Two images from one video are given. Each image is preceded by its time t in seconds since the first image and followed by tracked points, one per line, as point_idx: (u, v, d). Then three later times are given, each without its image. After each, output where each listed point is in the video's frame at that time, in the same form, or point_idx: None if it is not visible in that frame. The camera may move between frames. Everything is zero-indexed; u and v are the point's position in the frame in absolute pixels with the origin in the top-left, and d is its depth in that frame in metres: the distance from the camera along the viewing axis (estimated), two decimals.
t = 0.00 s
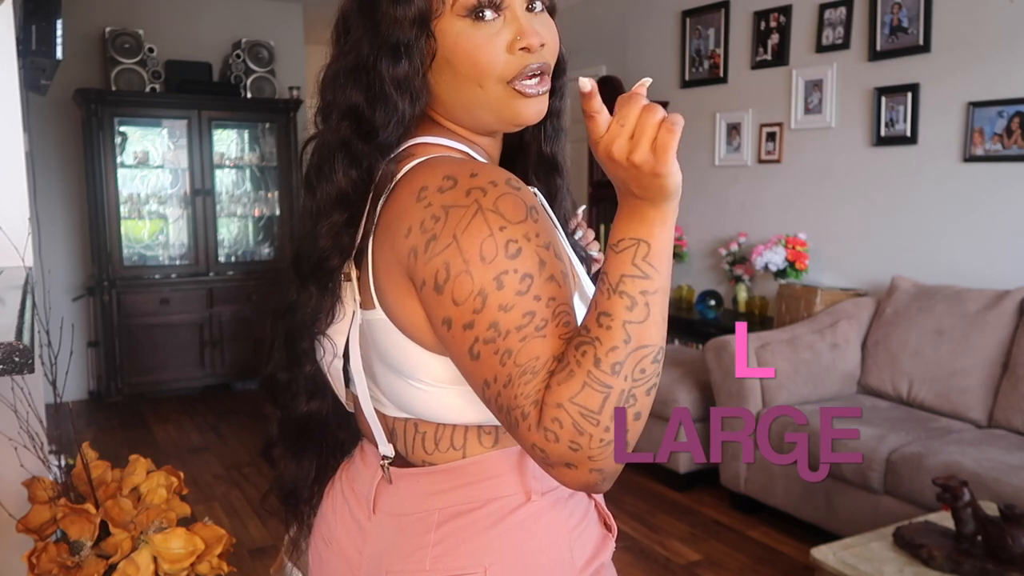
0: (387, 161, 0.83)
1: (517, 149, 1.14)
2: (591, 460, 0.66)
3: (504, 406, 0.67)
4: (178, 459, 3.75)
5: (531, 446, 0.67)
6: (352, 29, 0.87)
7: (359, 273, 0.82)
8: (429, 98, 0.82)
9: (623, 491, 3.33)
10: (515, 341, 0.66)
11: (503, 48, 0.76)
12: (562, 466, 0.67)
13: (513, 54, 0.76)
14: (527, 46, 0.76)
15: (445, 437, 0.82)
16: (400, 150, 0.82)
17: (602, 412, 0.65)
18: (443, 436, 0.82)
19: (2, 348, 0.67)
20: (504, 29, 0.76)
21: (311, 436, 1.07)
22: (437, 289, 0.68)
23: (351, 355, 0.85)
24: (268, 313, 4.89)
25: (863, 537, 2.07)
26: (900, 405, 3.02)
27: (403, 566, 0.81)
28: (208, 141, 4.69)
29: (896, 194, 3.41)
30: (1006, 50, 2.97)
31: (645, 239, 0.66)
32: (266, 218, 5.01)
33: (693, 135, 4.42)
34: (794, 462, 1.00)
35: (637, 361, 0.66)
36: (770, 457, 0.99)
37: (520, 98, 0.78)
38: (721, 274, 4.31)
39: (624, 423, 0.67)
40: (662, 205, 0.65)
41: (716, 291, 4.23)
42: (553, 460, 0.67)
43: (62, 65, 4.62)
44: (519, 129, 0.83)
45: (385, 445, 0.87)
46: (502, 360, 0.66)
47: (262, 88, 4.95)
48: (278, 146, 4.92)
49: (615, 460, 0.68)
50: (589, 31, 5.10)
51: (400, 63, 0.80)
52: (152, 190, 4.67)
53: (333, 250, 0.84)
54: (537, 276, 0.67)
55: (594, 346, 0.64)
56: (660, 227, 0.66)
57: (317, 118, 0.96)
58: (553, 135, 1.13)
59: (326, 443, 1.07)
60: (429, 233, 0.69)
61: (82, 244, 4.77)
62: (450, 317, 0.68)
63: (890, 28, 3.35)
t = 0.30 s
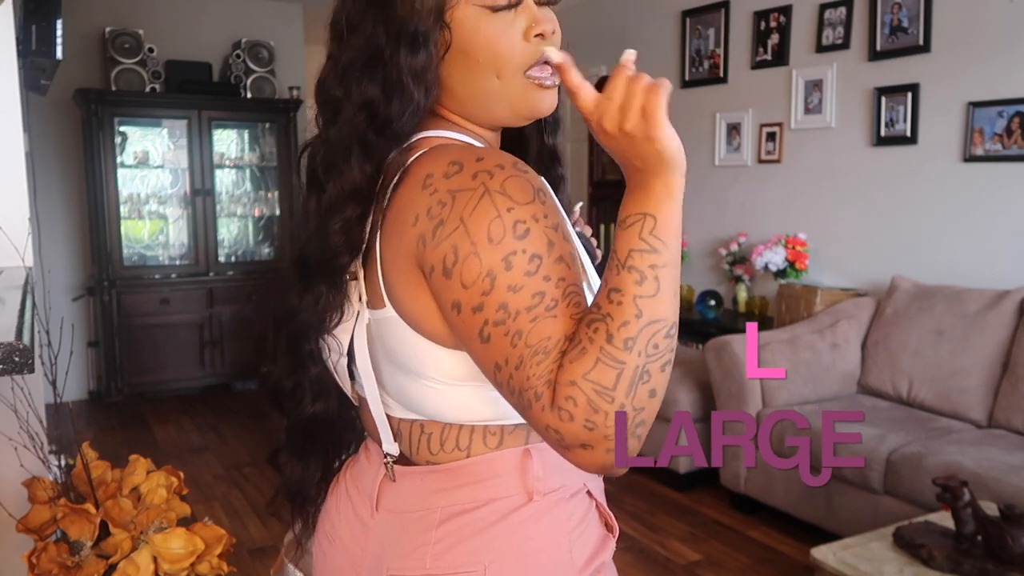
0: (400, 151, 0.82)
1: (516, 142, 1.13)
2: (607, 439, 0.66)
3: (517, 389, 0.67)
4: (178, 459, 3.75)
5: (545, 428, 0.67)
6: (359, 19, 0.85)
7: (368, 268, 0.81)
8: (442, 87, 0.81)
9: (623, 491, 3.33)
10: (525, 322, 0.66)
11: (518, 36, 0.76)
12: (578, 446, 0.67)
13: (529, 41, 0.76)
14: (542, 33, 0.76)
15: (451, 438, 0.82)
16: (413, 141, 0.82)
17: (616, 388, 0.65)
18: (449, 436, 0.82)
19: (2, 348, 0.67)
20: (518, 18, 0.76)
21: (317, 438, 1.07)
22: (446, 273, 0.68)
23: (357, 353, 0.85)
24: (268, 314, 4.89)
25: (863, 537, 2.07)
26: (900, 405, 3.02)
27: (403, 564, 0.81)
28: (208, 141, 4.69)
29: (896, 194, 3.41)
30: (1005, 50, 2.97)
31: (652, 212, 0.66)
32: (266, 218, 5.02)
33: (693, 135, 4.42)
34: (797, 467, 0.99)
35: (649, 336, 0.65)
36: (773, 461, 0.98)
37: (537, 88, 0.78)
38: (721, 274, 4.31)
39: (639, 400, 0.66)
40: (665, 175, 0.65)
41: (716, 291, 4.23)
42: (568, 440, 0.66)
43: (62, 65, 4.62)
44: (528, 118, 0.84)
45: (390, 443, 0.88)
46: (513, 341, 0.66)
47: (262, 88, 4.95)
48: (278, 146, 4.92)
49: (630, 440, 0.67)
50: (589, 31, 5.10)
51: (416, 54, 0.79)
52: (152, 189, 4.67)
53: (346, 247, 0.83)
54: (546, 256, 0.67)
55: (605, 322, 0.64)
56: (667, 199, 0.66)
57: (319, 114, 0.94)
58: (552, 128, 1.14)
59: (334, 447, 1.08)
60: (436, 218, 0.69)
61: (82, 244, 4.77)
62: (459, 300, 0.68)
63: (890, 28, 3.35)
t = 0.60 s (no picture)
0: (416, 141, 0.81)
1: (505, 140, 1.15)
2: (627, 425, 0.65)
3: (533, 381, 0.66)
4: (178, 459, 3.75)
5: (565, 418, 0.66)
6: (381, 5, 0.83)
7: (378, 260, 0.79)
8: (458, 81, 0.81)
9: (623, 491, 3.33)
10: (538, 314, 0.65)
11: (532, 37, 0.79)
12: (597, 435, 0.66)
13: (542, 42, 0.79)
14: (554, 35, 0.80)
15: (457, 436, 0.82)
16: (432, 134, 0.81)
17: (634, 371, 0.64)
18: (455, 435, 0.82)
19: (2, 348, 0.67)
20: (532, 18, 0.79)
21: (321, 439, 1.08)
22: (456, 270, 0.68)
23: (357, 351, 0.86)
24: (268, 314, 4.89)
25: (863, 537, 2.07)
26: (900, 405, 3.02)
27: (409, 562, 0.81)
28: (208, 141, 4.69)
29: (896, 194, 3.41)
30: (1005, 50, 2.97)
31: (655, 194, 0.66)
32: (266, 218, 5.02)
33: (693, 135, 4.42)
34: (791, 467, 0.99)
35: (663, 317, 0.65)
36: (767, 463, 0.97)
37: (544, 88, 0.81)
38: (721, 274, 4.31)
39: (658, 384, 0.66)
40: (662, 156, 0.66)
41: (716, 291, 4.23)
42: (588, 428, 0.66)
43: (62, 65, 4.62)
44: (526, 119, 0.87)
45: (394, 441, 0.88)
46: (527, 333, 0.66)
47: (262, 88, 4.95)
48: (278, 146, 4.92)
49: (651, 423, 0.67)
50: (589, 31, 5.10)
51: (445, 47, 0.79)
52: (152, 189, 4.67)
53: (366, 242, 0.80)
54: (554, 247, 0.67)
55: (617, 306, 0.64)
56: (669, 180, 0.66)
57: (322, 105, 0.92)
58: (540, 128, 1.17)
59: (332, 447, 1.08)
60: (443, 217, 0.70)
61: (82, 244, 4.77)
62: (471, 295, 0.68)
63: (890, 28, 3.35)
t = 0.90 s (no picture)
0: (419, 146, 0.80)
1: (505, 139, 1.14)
2: (627, 442, 0.66)
3: (536, 390, 0.67)
4: (178, 459, 3.75)
5: (565, 430, 0.66)
6: (374, 13, 0.83)
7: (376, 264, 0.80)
8: (455, 88, 0.81)
9: (623, 491, 3.33)
10: (545, 324, 0.66)
11: (528, 45, 0.77)
12: (596, 447, 0.66)
13: (538, 52, 0.78)
14: (551, 43, 0.78)
15: (459, 436, 0.82)
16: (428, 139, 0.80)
17: (640, 391, 0.65)
18: (457, 435, 0.82)
19: (2, 348, 0.67)
20: (529, 26, 0.77)
21: (320, 442, 1.07)
22: (462, 275, 0.68)
23: (358, 352, 0.85)
24: (268, 314, 4.89)
25: (863, 537, 2.07)
26: (900, 405, 3.02)
27: (411, 563, 0.81)
28: (208, 141, 4.69)
29: (896, 194, 3.41)
30: (1005, 50, 2.97)
31: (684, 220, 0.67)
32: (266, 218, 5.01)
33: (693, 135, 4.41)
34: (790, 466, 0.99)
35: (674, 342, 0.66)
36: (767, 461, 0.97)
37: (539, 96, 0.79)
38: (721, 274, 4.31)
39: (661, 404, 0.66)
40: (701, 185, 0.67)
41: (716, 291, 4.23)
42: (590, 444, 0.66)
43: (61, 65, 4.62)
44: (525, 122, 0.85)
45: (394, 442, 0.87)
46: (533, 343, 0.66)
47: (262, 88, 4.95)
48: (278, 146, 4.92)
49: (647, 441, 0.67)
50: (589, 31, 5.10)
51: (437, 55, 0.78)
52: (152, 189, 4.67)
53: (366, 247, 0.80)
54: (562, 257, 0.67)
55: (630, 324, 0.65)
56: (700, 208, 0.67)
57: (322, 110, 0.92)
58: (541, 129, 1.16)
59: (331, 447, 1.08)
60: (450, 220, 0.70)
61: (82, 244, 4.77)
62: (477, 302, 0.68)
63: (890, 28, 3.35)
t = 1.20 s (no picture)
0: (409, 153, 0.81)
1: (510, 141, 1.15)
2: (619, 443, 0.67)
3: (528, 398, 0.67)
4: (178, 459, 3.75)
5: (557, 435, 0.67)
6: (359, 22, 0.84)
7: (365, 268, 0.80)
8: (443, 96, 0.81)
9: (623, 491, 3.33)
10: (535, 332, 0.66)
11: (517, 47, 0.77)
12: (591, 453, 0.67)
13: (528, 53, 0.77)
14: (541, 44, 0.77)
15: (453, 439, 0.82)
16: (416, 146, 0.81)
17: (627, 393, 0.66)
18: (451, 437, 0.82)
19: (2, 348, 0.67)
20: (518, 27, 0.77)
21: (321, 443, 1.07)
22: (453, 284, 0.68)
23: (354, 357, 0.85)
24: (268, 314, 4.89)
25: (863, 537, 2.07)
26: (900, 405, 3.02)
27: (406, 564, 0.81)
28: (208, 141, 4.69)
29: (897, 195, 3.41)
30: (1005, 50, 2.97)
31: (643, 216, 0.67)
32: (266, 218, 5.01)
33: (693, 135, 4.41)
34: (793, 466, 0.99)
35: (655, 339, 0.66)
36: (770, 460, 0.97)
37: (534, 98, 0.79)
38: (721, 274, 4.31)
39: (650, 404, 0.67)
40: (648, 177, 0.67)
41: (716, 291, 4.23)
42: (583, 447, 0.67)
43: (61, 65, 4.62)
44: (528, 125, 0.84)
45: (390, 444, 0.88)
46: (524, 351, 0.67)
47: (262, 88, 4.95)
48: (278, 146, 4.92)
49: (643, 442, 0.68)
50: (589, 31, 5.10)
51: (420, 63, 0.79)
52: (152, 189, 4.67)
53: (355, 257, 0.81)
54: (553, 265, 0.68)
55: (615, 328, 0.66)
56: (657, 201, 0.67)
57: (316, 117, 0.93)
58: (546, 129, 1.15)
59: (328, 449, 1.08)
60: (441, 228, 0.70)
61: (82, 244, 4.77)
62: (469, 312, 0.68)
63: (890, 28, 3.35)
